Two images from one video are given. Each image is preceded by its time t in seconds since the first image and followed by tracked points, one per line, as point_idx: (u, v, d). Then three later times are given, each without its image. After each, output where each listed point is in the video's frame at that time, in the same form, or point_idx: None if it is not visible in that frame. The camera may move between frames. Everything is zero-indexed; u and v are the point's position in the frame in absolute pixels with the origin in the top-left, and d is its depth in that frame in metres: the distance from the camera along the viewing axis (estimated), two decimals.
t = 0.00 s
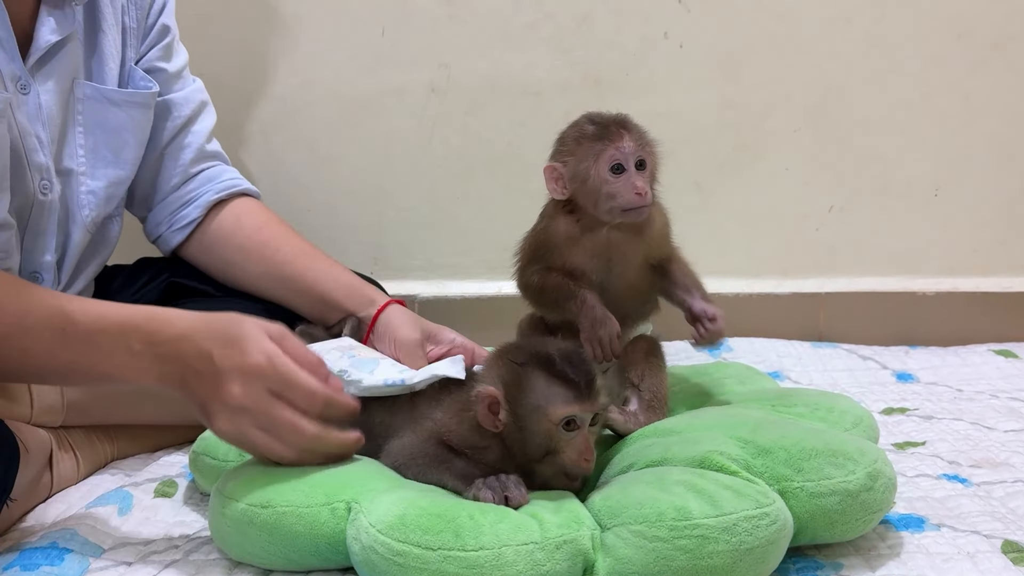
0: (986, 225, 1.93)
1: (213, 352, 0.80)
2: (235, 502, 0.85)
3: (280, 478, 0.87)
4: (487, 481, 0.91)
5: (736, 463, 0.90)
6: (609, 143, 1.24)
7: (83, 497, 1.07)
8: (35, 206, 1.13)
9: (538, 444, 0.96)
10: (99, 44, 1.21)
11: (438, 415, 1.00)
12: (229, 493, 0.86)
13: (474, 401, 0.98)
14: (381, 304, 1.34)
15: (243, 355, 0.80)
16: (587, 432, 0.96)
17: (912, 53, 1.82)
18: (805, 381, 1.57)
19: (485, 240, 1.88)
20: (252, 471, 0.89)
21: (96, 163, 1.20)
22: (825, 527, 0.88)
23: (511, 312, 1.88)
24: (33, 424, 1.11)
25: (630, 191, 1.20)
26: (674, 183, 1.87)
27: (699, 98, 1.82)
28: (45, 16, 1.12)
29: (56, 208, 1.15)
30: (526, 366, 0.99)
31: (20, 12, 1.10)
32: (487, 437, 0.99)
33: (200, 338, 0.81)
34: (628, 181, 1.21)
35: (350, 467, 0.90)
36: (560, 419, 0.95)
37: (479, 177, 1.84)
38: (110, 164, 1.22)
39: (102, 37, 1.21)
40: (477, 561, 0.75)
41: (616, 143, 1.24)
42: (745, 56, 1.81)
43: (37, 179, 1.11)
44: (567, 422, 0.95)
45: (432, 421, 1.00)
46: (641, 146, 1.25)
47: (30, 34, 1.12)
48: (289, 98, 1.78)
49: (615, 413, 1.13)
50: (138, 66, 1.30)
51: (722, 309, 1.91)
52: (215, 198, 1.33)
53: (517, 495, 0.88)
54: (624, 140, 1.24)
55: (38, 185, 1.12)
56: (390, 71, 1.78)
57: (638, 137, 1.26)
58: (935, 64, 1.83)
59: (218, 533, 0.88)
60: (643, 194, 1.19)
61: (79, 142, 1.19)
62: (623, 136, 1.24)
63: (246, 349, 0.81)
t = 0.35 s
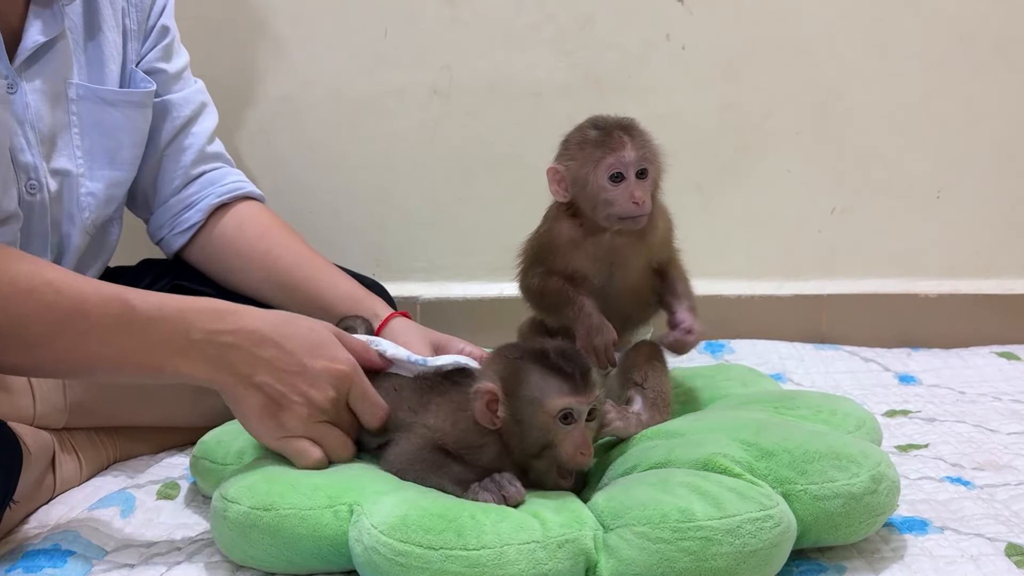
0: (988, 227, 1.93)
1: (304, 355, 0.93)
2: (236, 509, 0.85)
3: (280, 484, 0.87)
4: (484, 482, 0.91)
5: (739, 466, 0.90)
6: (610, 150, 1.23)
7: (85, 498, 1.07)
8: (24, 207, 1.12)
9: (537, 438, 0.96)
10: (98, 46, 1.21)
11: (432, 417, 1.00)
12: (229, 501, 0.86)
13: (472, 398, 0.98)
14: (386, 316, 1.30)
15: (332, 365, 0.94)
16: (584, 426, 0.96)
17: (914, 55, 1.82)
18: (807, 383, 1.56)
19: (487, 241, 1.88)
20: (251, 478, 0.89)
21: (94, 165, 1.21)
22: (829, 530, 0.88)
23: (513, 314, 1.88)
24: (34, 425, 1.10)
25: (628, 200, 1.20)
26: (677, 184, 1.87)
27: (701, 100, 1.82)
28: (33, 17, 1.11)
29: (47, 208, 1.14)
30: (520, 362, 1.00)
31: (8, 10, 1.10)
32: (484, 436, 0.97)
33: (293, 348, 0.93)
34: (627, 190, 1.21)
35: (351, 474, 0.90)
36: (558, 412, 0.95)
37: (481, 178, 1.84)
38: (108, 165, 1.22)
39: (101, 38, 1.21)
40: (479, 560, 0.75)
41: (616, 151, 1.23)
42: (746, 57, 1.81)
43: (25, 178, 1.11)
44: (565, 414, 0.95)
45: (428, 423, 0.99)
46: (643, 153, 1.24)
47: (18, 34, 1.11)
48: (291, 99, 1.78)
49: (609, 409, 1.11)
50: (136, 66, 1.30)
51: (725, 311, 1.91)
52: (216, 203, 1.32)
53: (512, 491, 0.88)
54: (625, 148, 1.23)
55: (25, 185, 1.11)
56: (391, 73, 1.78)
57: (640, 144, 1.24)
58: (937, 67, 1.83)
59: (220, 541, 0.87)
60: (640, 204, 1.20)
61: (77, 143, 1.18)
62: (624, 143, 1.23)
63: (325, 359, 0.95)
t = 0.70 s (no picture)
0: (991, 228, 1.93)
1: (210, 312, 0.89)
2: (239, 509, 0.85)
3: (283, 483, 0.87)
4: (492, 490, 0.91)
5: (741, 467, 0.90)
6: (603, 154, 1.24)
7: (87, 499, 1.07)
8: (25, 208, 1.12)
9: (531, 432, 0.96)
10: (107, 55, 1.22)
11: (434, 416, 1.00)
12: (233, 499, 0.86)
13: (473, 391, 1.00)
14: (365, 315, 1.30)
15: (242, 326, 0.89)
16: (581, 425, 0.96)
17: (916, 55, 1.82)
18: (809, 384, 1.56)
19: (488, 242, 1.88)
20: (255, 475, 0.88)
21: (101, 170, 1.20)
22: (831, 531, 0.88)
23: (515, 315, 1.88)
24: (36, 425, 1.10)
25: (622, 204, 1.20)
26: (679, 185, 1.87)
27: (704, 100, 1.82)
28: (48, 23, 1.11)
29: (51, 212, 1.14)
30: (522, 356, 0.99)
31: (19, 11, 1.10)
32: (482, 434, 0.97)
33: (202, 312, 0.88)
34: (621, 193, 1.21)
35: (355, 472, 0.90)
36: (554, 408, 0.95)
37: (482, 179, 1.84)
38: (114, 171, 1.22)
39: (109, 48, 1.22)
40: (483, 568, 0.75)
41: (610, 154, 1.23)
42: (748, 58, 1.80)
43: (29, 181, 1.11)
44: (561, 411, 0.95)
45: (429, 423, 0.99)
46: (638, 155, 1.23)
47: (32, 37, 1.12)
48: (293, 100, 1.78)
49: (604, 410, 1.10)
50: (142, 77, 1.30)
51: (726, 312, 1.91)
52: (216, 206, 1.32)
53: (518, 501, 0.87)
54: (619, 150, 1.23)
55: (29, 187, 1.11)
56: (393, 73, 1.78)
57: (636, 145, 1.24)
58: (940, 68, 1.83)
59: (222, 538, 0.87)
60: (634, 208, 1.20)
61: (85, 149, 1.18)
62: (617, 146, 1.24)
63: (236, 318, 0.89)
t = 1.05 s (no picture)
0: (994, 228, 1.93)
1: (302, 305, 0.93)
2: (240, 509, 0.85)
3: (284, 484, 0.87)
4: (492, 493, 0.90)
5: (743, 468, 0.90)
6: (594, 161, 1.23)
7: (89, 498, 1.08)
8: (36, 209, 1.13)
9: (529, 447, 0.97)
10: (112, 56, 1.22)
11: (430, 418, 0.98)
12: (234, 500, 0.86)
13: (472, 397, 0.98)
14: (383, 286, 1.32)
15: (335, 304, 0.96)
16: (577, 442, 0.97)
17: (919, 56, 1.82)
18: (811, 385, 1.56)
19: (489, 242, 1.88)
20: (256, 476, 0.88)
21: (107, 172, 1.20)
22: (833, 532, 0.88)
23: (517, 315, 1.88)
24: (39, 425, 1.11)
25: (611, 211, 1.21)
26: (681, 186, 1.87)
27: (705, 101, 1.82)
28: (57, 23, 1.12)
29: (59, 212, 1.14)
30: (525, 369, 0.99)
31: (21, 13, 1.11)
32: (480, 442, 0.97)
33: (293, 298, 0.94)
34: (609, 202, 1.21)
35: (355, 473, 0.90)
36: (554, 425, 0.95)
37: (484, 180, 1.84)
38: (119, 172, 1.21)
39: (116, 49, 1.22)
40: (484, 567, 0.75)
41: (601, 161, 1.23)
42: (750, 59, 1.80)
43: (39, 182, 1.12)
44: (561, 429, 0.95)
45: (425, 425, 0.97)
46: (629, 162, 1.22)
47: (43, 37, 1.12)
48: (294, 100, 1.78)
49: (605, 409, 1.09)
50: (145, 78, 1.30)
51: (728, 312, 1.91)
52: (213, 206, 1.33)
53: (517, 488, 0.89)
54: (610, 158, 1.22)
55: (40, 188, 1.12)
56: (395, 74, 1.78)
57: (627, 151, 1.23)
58: (942, 68, 1.83)
59: (224, 538, 0.87)
60: (621, 217, 1.20)
61: (90, 150, 1.18)
62: (609, 152, 1.23)
63: (321, 310, 0.94)
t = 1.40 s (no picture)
0: (995, 227, 1.93)
1: (295, 315, 0.92)
2: (241, 509, 0.85)
3: (285, 483, 0.87)
4: (492, 492, 0.90)
5: (744, 466, 0.90)
6: (595, 168, 1.22)
7: (90, 497, 1.08)
8: (34, 210, 1.12)
9: (528, 449, 0.96)
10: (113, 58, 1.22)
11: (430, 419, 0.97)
12: (234, 499, 0.86)
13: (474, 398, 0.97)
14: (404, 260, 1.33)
15: (329, 309, 0.94)
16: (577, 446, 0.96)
17: (920, 55, 1.82)
18: (812, 384, 1.56)
19: (490, 242, 1.88)
20: (257, 475, 0.88)
21: (105, 173, 1.20)
22: (834, 531, 0.88)
23: (518, 315, 1.88)
24: (40, 424, 1.11)
25: (611, 220, 1.21)
26: (681, 186, 1.87)
27: (706, 101, 1.82)
28: (57, 25, 1.11)
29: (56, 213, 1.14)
30: (528, 371, 0.98)
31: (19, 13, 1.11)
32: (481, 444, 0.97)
33: (287, 307, 0.93)
34: (610, 211, 1.21)
35: (356, 471, 0.90)
36: (554, 428, 0.94)
37: (485, 179, 1.84)
38: (117, 174, 1.22)
39: (116, 51, 1.22)
40: (484, 566, 0.75)
41: (601, 170, 1.22)
42: (751, 58, 1.80)
43: (38, 183, 1.11)
44: (561, 431, 0.94)
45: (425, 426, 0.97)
46: (629, 170, 1.22)
47: (42, 38, 1.12)
48: (295, 100, 1.78)
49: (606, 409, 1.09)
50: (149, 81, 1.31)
51: (729, 312, 1.90)
52: (221, 206, 1.35)
53: (517, 487, 0.89)
54: (611, 166, 1.21)
55: (38, 189, 1.11)
56: (396, 74, 1.78)
57: (628, 159, 1.22)
58: (943, 67, 1.83)
59: (225, 537, 0.87)
60: (623, 226, 1.20)
61: (89, 151, 1.18)
62: (610, 160, 1.22)
63: (315, 320, 0.91)
